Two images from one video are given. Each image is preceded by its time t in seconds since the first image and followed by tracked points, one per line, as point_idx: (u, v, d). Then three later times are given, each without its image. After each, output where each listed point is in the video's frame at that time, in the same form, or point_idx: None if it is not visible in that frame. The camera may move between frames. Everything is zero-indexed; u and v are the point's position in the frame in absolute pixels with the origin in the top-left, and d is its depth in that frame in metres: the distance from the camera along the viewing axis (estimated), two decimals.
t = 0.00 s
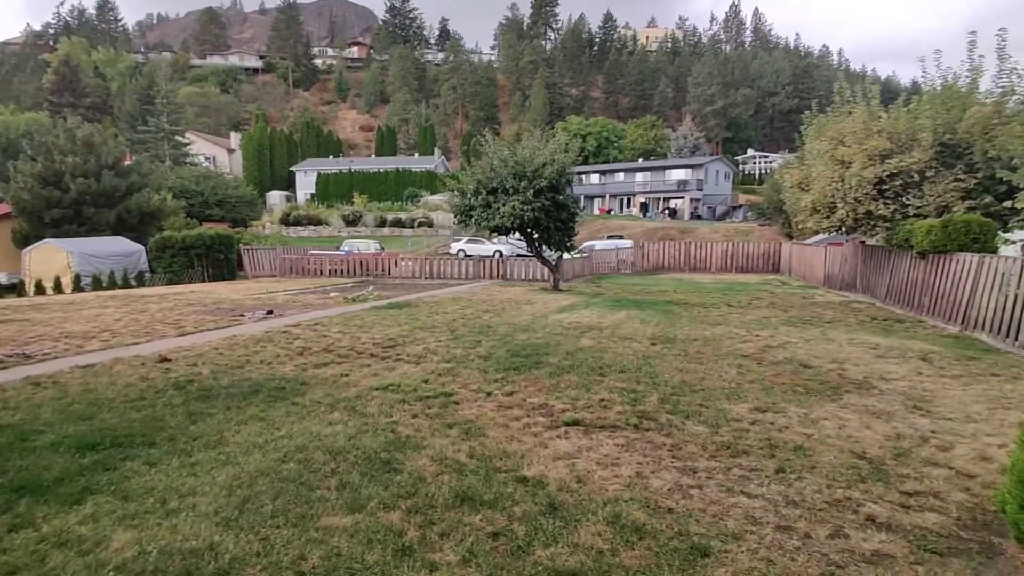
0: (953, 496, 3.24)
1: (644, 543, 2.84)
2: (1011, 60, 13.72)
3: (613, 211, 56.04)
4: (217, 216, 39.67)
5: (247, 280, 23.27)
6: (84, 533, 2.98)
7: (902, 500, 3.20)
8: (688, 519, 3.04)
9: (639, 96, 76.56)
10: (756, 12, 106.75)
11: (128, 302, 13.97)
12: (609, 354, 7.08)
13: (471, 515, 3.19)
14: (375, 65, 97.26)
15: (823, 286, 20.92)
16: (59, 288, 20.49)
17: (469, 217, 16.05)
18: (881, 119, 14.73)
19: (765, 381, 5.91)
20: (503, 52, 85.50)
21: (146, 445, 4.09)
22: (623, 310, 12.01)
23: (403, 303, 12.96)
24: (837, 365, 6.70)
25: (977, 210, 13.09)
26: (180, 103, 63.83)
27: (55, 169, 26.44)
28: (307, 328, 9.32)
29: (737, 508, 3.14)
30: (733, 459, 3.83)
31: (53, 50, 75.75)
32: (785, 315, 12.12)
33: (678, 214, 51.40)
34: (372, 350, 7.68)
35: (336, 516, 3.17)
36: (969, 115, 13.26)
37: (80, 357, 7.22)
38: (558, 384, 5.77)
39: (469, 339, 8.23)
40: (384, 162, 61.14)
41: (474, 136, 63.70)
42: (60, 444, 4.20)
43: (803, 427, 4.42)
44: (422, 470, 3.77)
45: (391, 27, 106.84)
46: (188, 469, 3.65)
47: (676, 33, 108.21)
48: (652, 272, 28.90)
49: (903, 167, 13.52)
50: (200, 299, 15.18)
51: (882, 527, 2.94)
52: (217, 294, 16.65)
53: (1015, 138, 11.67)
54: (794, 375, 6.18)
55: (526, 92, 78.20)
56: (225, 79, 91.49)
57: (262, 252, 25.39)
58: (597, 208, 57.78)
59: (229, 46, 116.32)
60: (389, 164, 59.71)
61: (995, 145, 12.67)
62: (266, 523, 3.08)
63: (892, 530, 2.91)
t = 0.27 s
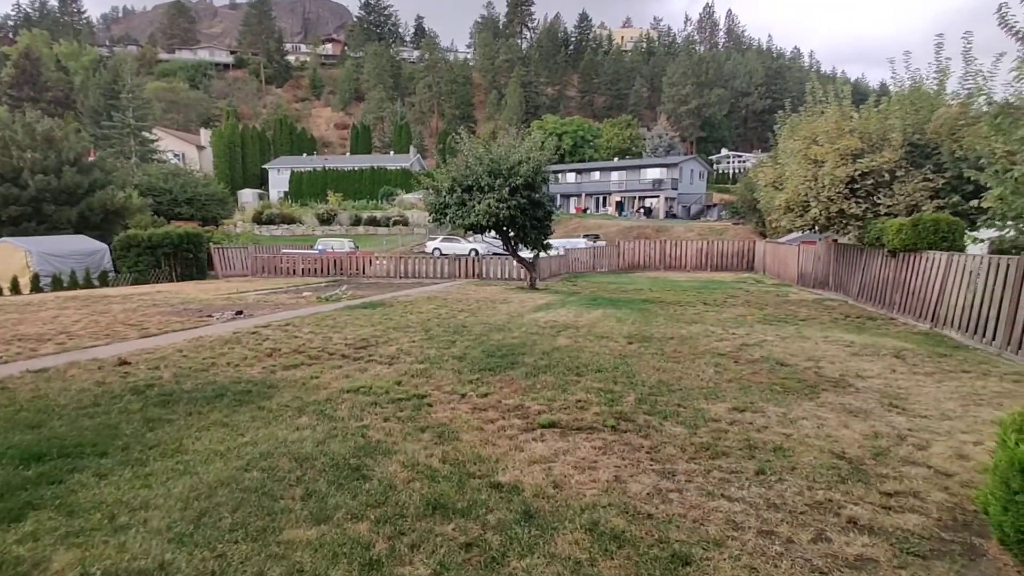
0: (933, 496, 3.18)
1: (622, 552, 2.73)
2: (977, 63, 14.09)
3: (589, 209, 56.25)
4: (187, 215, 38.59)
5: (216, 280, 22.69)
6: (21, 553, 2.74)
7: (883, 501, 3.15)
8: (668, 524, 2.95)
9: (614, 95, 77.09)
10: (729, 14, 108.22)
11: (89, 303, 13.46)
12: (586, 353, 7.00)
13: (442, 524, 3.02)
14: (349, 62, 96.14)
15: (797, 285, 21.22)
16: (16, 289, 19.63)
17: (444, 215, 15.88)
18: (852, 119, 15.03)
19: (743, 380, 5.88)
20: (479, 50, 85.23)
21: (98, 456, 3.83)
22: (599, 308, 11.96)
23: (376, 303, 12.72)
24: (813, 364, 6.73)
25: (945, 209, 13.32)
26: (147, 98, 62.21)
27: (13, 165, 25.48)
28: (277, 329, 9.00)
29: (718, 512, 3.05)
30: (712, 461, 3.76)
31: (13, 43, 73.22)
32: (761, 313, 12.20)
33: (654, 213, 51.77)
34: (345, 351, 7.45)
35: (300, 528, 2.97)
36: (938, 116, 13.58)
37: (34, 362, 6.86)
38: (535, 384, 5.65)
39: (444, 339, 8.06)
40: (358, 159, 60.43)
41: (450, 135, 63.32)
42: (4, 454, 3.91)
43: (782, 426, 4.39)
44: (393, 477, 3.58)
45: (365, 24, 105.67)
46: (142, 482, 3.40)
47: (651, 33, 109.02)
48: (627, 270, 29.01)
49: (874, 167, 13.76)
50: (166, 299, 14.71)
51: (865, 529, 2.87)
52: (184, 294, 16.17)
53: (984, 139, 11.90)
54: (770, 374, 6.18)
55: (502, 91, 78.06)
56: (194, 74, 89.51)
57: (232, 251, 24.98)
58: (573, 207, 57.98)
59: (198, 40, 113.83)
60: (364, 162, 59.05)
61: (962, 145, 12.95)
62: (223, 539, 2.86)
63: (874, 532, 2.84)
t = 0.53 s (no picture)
0: (925, 503, 3.10)
1: (611, 570, 2.58)
2: (947, 64, 14.42)
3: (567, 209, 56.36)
4: (157, 213, 37.55)
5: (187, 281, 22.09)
6: None
7: (876, 508, 3.05)
8: (656, 539, 2.80)
9: (591, 94, 77.40)
10: (705, 15, 109.37)
11: (50, 304, 12.93)
12: (566, 355, 6.87)
13: (419, 542, 2.81)
14: (325, 59, 94.93)
15: (774, 283, 21.50)
16: None
17: (421, 214, 15.63)
18: (828, 119, 15.29)
19: (726, 382, 5.81)
20: (457, 49, 84.83)
21: (45, 473, 3.51)
22: (578, 308, 11.88)
23: (352, 303, 12.44)
24: (794, 365, 6.73)
25: (919, 208, 13.69)
26: (114, 94, 60.57)
27: None
28: (248, 332, 8.65)
29: (708, 524, 2.92)
30: (699, 468, 3.64)
31: None
32: (740, 312, 12.25)
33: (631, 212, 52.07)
34: (318, 354, 7.17)
35: (265, 550, 2.71)
36: (913, 117, 13.96)
37: None
38: (515, 388, 5.49)
39: (421, 341, 7.86)
40: (334, 158, 59.67)
41: (427, 133, 62.90)
42: None
43: (768, 431, 4.30)
44: (368, 489, 3.34)
45: (341, 20, 104.44)
46: (91, 501, 3.10)
47: (628, 33, 109.72)
48: (606, 269, 29.06)
49: (851, 166, 14.00)
50: (132, 300, 14.22)
51: (859, 540, 2.77)
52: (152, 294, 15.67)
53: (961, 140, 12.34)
54: (753, 375, 6.13)
55: (480, 89, 77.79)
56: (164, 69, 87.47)
57: (204, 250, 24.42)
58: (551, 205, 58.05)
59: (168, 35, 111.27)
60: (340, 160, 58.32)
61: (935, 146, 13.37)
62: (179, 564, 2.59)
63: (870, 544, 2.74)
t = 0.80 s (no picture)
0: (923, 511, 2.98)
1: None
2: (925, 65, 14.58)
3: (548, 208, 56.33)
4: (129, 212, 36.56)
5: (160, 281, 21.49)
6: None
7: (874, 518, 2.92)
8: (649, 555, 2.64)
9: (572, 94, 77.49)
10: (684, 15, 110.24)
11: (13, 306, 12.41)
12: (550, 356, 6.71)
13: (396, 563, 2.58)
14: (304, 57, 93.70)
15: (754, 282, 21.66)
16: None
17: (400, 212, 15.37)
18: (809, 118, 15.42)
19: (713, 384, 5.70)
20: (437, 47, 84.33)
21: None
22: (561, 308, 11.74)
23: (329, 303, 12.13)
24: (780, 366, 6.66)
25: (898, 207, 13.87)
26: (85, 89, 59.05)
27: None
28: (219, 334, 8.29)
29: (703, 538, 2.77)
30: (690, 476, 3.49)
31: None
32: (723, 311, 12.21)
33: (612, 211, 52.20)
34: (292, 357, 6.88)
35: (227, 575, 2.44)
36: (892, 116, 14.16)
37: None
38: (497, 392, 5.30)
39: (400, 342, 7.63)
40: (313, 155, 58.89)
41: (408, 131, 62.44)
42: None
43: (759, 435, 4.18)
44: (342, 503, 3.09)
45: (320, 17, 103.20)
46: (34, 521, 2.77)
47: (608, 32, 110.08)
48: (587, 268, 29.00)
49: (831, 165, 14.12)
50: (100, 301, 13.71)
51: (860, 553, 2.64)
52: (122, 295, 15.17)
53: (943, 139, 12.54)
54: (739, 377, 6.04)
55: (461, 88, 77.40)
56: (138, 65, 85.55)
57: (179, 249, 23.88)
58: (533, 204, 57.97)
59: (141, 30, 108.91)
60: (319, 158, 57.59)
61: (914, 145, 13.57)
62: None
63: (871, 557, 2.60)
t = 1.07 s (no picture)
0: (940, 526, 2.77)
1: None
2: (915, 61, 14.53)
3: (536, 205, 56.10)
4: (109, 209, 35.78)
5: (139, 280, 21.00)
6: None
7: (888, 535, 2.70)
8: None
9: (561, 91, 77.30)
10: (672, 14, 110.39)
11: None
12: (538, 356, 6.46)
13: None
14: (289, 53, 92.66)
15: (744, 279, 21.65)
16: None
17: (386, 208, 15.05)
18: (799, 113, 15.41)
19: (708, 386, 5.48)
20: (424, 44, 83.75)
21: None
22: (549, 306, 11.51)
23: (312, 302, 11.81)
24: (777, 366, 6.49)
25: (889, 204, 13.84)
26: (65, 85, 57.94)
27: None
28: (193, 334, 7.93)
29: (705, 560, 2.53)
30: (687, 488, 3.25)
31: None
32: (714, 309, 12.06)
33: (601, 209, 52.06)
34: (268, 358, 6.56)
35: None
36: (883, 112, 14.17)
37: None
38: (482, 394, 5.04)
39: (382, 342, 7.34)
40: (299, 153, 58.20)
41: (395, 128, 61.92)
42: None
43: (758, 441, 3.96)
44: (311, 523, 2.80)
45: (306, 13, 102.08)
46: None
47: (596, 30, 109.96)
48: (576, 266, 28.82)
49: (823, 161, 14.13)
50: (75, 300, 13.28)
51: None
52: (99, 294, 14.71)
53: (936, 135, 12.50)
54: (734, 378, 5.84)
55: (448, 85, 76.94)
56: (119, 60, 84.14)
57: (159, 248, 23.43)
58: (521, 202, 57.74)
59: (123, 25, 107.14)
60: (305, 155, 56.92)
61: (905, 141, 13.51)
62: None
63: None
